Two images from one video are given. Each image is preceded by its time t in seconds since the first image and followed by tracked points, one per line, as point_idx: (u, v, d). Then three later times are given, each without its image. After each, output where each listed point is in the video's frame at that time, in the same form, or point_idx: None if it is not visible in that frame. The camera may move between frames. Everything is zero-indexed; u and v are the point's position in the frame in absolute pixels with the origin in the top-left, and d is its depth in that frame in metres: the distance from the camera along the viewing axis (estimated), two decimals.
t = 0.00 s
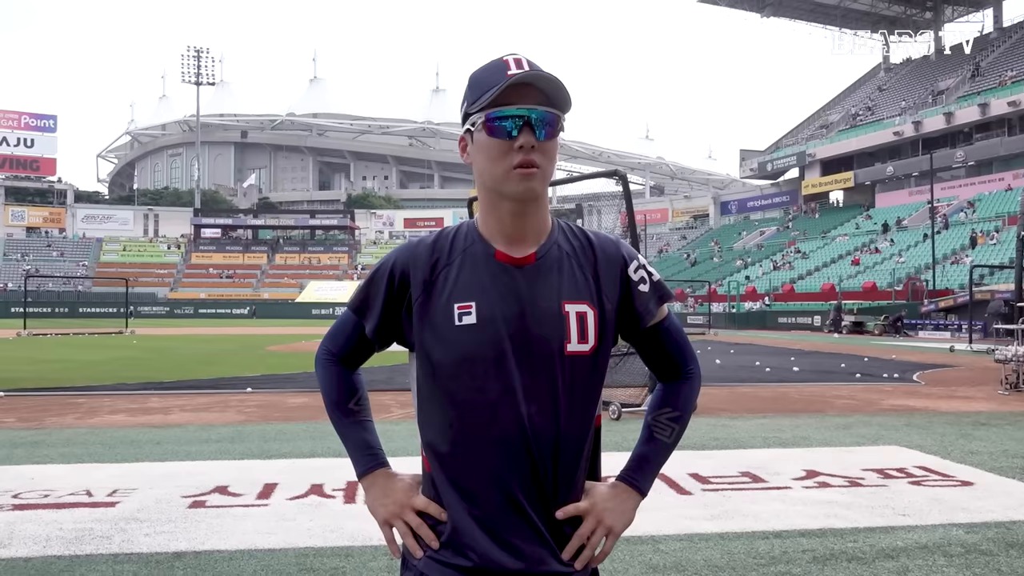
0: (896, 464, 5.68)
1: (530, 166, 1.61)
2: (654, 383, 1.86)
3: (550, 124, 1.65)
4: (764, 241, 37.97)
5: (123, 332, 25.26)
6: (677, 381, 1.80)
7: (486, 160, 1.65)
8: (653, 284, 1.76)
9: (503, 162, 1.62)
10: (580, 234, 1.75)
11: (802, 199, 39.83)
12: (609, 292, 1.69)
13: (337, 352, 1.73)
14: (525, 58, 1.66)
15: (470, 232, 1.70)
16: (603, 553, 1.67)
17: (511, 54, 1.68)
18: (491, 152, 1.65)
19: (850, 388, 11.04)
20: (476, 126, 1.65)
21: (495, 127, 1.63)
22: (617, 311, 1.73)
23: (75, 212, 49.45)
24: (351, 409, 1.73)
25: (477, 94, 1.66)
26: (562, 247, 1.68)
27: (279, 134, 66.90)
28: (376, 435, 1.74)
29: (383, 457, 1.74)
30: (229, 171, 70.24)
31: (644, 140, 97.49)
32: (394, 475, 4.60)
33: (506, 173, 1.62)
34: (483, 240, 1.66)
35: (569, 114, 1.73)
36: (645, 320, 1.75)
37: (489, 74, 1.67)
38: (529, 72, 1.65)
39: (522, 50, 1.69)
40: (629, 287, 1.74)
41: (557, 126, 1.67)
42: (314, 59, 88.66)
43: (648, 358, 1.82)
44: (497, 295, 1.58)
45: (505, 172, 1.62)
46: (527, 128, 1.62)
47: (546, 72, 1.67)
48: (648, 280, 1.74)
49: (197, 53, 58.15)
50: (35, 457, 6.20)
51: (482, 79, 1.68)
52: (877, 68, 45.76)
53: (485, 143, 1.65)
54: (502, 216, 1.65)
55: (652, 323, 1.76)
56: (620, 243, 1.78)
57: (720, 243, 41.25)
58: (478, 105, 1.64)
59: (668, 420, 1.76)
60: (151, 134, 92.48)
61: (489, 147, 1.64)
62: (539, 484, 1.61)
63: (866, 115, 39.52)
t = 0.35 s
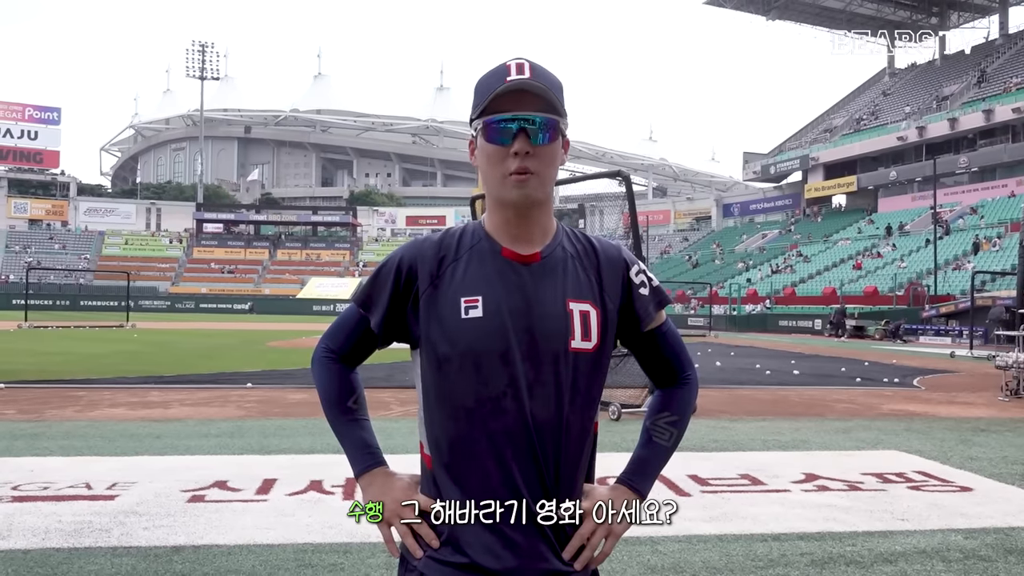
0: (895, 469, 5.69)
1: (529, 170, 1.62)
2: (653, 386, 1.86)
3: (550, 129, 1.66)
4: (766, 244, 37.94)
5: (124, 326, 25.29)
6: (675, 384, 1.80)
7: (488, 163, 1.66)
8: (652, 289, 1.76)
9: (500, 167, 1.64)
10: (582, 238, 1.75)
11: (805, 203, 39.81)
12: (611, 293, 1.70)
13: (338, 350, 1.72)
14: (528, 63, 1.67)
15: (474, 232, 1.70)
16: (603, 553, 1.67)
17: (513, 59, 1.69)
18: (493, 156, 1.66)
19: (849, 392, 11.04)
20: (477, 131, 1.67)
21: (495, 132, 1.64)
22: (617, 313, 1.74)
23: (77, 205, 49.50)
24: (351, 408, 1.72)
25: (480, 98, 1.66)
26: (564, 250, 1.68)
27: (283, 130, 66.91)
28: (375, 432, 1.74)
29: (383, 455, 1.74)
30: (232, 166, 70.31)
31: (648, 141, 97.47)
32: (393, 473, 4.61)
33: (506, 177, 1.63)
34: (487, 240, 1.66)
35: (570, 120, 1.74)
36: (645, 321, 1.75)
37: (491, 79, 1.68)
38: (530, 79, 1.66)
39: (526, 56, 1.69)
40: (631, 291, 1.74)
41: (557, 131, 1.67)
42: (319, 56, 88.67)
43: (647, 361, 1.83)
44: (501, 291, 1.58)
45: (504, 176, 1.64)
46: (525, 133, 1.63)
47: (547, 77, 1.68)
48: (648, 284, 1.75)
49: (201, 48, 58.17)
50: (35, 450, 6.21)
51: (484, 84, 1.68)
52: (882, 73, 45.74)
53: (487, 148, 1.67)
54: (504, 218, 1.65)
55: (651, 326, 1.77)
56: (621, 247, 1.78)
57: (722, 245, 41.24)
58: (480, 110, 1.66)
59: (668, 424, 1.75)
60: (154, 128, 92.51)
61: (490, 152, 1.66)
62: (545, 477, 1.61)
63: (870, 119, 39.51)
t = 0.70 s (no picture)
0: (894, 470, 5.68)
1: (521, 168, 1.61)
2: (650, 386, 1.84)
3: (547, 124, 1.64)
4: (766, 245, 37.94)
5: (123, 323, 25.23)
6: (672, 384, 1.79)
7: (483, 161, 1.65)
8: (651, 289, 1.75)
9: (493, 165, 1.63)
10: (579, 236, 1.74)
11: (805, 203, 39.80)
12: (608, 294, 1.68)
13: (335, 345, 1.71)
14: (524, 58, 1.65)
15: (471, 230, 1.69)
16: (594, 550, 1.65)
17: (509, 53, 1.66)
18: (487, 153, 1.65)
19: (848, 393, 11.03)
20: (471, 127, 1.66)
21: (488, 128, 1.63)
22: (614, 314, 1.72)
23: (77, 201, 49.41)
24: (347, 403, 1.71)
25: (473, 95, 1.65)
26: (562, 249, 1.66)
27: (284, 127, 66.83)
28: (370, 427, 1.73)
29: (376, 452, 1.73)
30: (232, 163, 70.23)
31: (648, 141, 97.36)
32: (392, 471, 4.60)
33: (498, 176, 1.63)
34: (482, 238, 1.64)
35: (566, 116, 1.72)
36: (642, 321, 1.73)
37: (485, 75, 1.66)
38: (526, 77, 1.65)
39: (522, 51, 1.67)
40: (628, 291, 1.72)
41: (552, 127, 1.65)
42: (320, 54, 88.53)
43: (643, 362, 1.82)
44: (494, 292, 1.57)
45: (497, 174, 1.62)
46: (518, 129, 1.61)
47: (542, 71, 1.66)
48: (646, 285, 1.74)
49: (203, 45, 58.10)
50: (33, 446, 6.20)
51: (479, 80, 1.66)
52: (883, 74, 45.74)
53: (480, 146, 1.66)
54: (499, 218, 1.64)
55: (650, 326, 1.75)
56: (620, 246, 1.76)
57: (722, 245, 41.24)
58: (473, 105, 1.65)
59: (664, 423, 1.74)
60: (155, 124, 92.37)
61: (484, 148, 1.65)
62: (538, 478, 1.60)
63: (871, 120, 39.53)
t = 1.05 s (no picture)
0: (891, 476, 5.68)
1: (520, 185, 1.62)
2: (643, 398, 1.85)
3: (549, 141, 1.64)
4: (765, 250, 37.99)
5: (121, 323, 25.18)
6: (667, 399, 1.79)
7: (484, 174, 1.66)
8: (649, 308, 1.76)
9: (495, 181, 1.64)
10: (579, 251, 1.75)
11: (805, 209, 39.81)
12: (605, 312, 1.69)
13: (328, 344, 1.70)
14: (528, 73, 1.65)
15: (471, 241, 1.70)
16: (581, 562, 1.66)
17: (512, 67, 1.66)
18: (489, 168, 1.66)
19: (846, 398, 11.05)
20: (474, 141, 1.67)
21: (490, 144, 1.64)
22: (613, 330, 1.73)
23: (77, 201, 49.36)
24: (340, 404, 1.71)
25: (476, 109, 1.66)
26: (562, 266, 1.67)
27: (284, 128, 66.82)
28: (363, 429, 1.73)
29: (369, 454, 1.74)
30: (232, 164, 70.22)
31: (649, 146, 97.51)
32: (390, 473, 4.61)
33: (498, 192, 1.64)
34: (482, 251, 1.65)
35: (569, 133, 1.72)
36: (639, 340, 1.75)
37: (489, 90, 1.67)
38: (531, 94, 1.64)
39: (526, 64, 1.67)
40: (626, 310, 1.73)
41: (555, 143, 1.66)
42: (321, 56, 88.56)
43: (640, 376, 1.82)
44: (493, 306, 1.58)
45: (499, 190, 1.64)
46: (518, 148, 1.63)
47: (547, 87, 1.67)
48: (645, 304, 1.75)
49: (204, 46, 58.12)
50: (30, 445, 6.20)
51: (482, 94, 1.67)
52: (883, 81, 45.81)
53: (483, 159, 1.66)
54: (500, 232, 1.65)
55: (647, 343, 1.77)
56: (619, 263, 1.77)
57: (721, 250, 41.26)
58: (476, 119, 1.65)
59: (653, 437, 1.75)
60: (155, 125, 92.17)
61: (486, 163, 1.66)
62: (529, 493, 1.60)
63: (870, 126, 39.59)
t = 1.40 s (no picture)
0: (891, 478, 5.68)
1: (525, 180, 1.62)
2: (650, 399, 1.85)
3: (554, 137, 1.64)
4: (764, 251, 38.03)
5: (120, 323, 25.14)
6: (674, 399, 1.79)
7: (490, 169, 1.67)
8: (656, 306, 1.75)
9: (501, 176, 1.64)
10: (585, 249, 1.74)
11: (804, 211, 39.82)
12: (611, 309, 1.69)
13: (339, 344, 1.71)
14: (533, 70, 1.65)
15: (477, 239, 1.70)
16: (587, 561, 1.65)
17: (518, 64, 1.67)
18: (494, 165, 1.67)
19: (846, 400, 11.05)
20: (480, 138, 1.67)
21: (496, 140, 1.64)
22: (618, 328, 1.72)
23: (75, 202, 49.34)
24: (349, 402, 1.71)
25: (482, 105, 1.66)
26: (568, 263, 1.67)
27: (283, 129, 66.81)
28: (372, 427, 1.73)
29: (377, 453, 1.73)
30: (232, 165, 70.21)
31: (647, 147, 97.54)
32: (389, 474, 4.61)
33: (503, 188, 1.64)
34: (488, 248, 1.65)
35: (575, 129, 1.72)
36: (645, 337, 1.74)
37: (494, 87, 1.67)
38: (536, 90, 1.64)
39: (532, 62, 1.68)
40: (632, 307, 1.73)
41: (560, 140, 1.66)
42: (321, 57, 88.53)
43: (646, 376, 1.82)
44: (498, 302, 1.58)
45: (504, 185, 1.64)
46: (524, 144, 1.63)
47: (552, 84, 1.67)
48: (651, 301, 1.74)
49: (203, 46, 58.12)
50: (30, 446, 6.20)
51: (488, 92, 1.67)
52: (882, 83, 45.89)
53: (489, 155, 1.67)
54: (507, 227, 1.65)
55: (654, 342, 1.76)
56: (625, 261, 1.77)
57: (720, 252, 41.28)
58: (482, 116, 1.65)
59: (660, 437, 1.74)
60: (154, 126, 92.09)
61: (492, 160, 1.66)
62: (535, 488, 1.60)
63: (870, 128, 39.64)
